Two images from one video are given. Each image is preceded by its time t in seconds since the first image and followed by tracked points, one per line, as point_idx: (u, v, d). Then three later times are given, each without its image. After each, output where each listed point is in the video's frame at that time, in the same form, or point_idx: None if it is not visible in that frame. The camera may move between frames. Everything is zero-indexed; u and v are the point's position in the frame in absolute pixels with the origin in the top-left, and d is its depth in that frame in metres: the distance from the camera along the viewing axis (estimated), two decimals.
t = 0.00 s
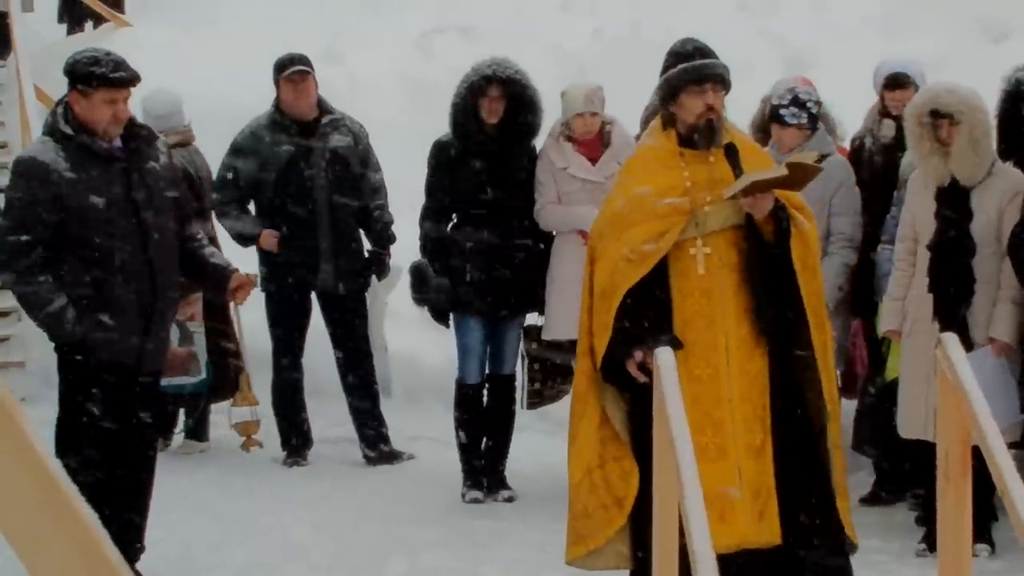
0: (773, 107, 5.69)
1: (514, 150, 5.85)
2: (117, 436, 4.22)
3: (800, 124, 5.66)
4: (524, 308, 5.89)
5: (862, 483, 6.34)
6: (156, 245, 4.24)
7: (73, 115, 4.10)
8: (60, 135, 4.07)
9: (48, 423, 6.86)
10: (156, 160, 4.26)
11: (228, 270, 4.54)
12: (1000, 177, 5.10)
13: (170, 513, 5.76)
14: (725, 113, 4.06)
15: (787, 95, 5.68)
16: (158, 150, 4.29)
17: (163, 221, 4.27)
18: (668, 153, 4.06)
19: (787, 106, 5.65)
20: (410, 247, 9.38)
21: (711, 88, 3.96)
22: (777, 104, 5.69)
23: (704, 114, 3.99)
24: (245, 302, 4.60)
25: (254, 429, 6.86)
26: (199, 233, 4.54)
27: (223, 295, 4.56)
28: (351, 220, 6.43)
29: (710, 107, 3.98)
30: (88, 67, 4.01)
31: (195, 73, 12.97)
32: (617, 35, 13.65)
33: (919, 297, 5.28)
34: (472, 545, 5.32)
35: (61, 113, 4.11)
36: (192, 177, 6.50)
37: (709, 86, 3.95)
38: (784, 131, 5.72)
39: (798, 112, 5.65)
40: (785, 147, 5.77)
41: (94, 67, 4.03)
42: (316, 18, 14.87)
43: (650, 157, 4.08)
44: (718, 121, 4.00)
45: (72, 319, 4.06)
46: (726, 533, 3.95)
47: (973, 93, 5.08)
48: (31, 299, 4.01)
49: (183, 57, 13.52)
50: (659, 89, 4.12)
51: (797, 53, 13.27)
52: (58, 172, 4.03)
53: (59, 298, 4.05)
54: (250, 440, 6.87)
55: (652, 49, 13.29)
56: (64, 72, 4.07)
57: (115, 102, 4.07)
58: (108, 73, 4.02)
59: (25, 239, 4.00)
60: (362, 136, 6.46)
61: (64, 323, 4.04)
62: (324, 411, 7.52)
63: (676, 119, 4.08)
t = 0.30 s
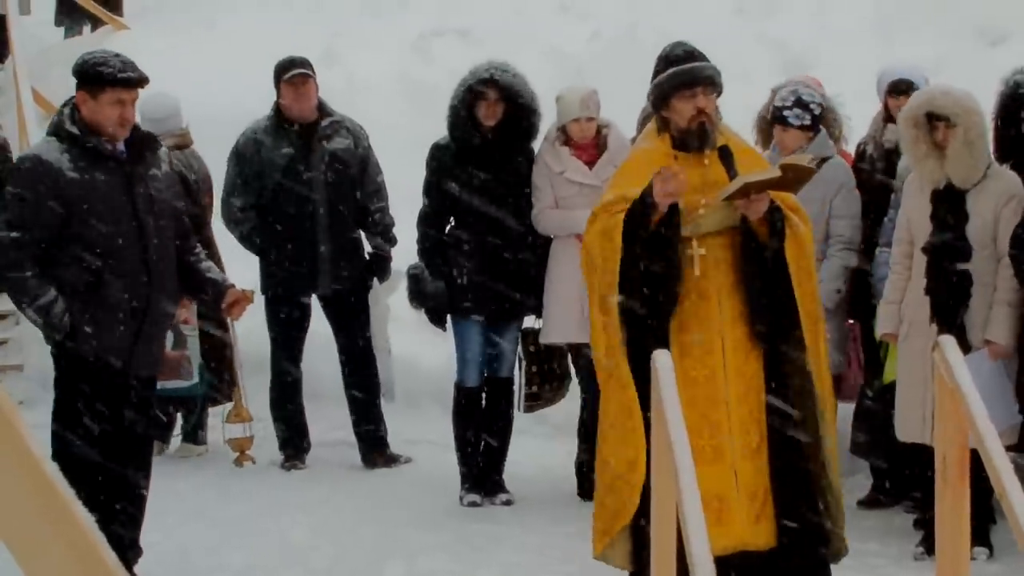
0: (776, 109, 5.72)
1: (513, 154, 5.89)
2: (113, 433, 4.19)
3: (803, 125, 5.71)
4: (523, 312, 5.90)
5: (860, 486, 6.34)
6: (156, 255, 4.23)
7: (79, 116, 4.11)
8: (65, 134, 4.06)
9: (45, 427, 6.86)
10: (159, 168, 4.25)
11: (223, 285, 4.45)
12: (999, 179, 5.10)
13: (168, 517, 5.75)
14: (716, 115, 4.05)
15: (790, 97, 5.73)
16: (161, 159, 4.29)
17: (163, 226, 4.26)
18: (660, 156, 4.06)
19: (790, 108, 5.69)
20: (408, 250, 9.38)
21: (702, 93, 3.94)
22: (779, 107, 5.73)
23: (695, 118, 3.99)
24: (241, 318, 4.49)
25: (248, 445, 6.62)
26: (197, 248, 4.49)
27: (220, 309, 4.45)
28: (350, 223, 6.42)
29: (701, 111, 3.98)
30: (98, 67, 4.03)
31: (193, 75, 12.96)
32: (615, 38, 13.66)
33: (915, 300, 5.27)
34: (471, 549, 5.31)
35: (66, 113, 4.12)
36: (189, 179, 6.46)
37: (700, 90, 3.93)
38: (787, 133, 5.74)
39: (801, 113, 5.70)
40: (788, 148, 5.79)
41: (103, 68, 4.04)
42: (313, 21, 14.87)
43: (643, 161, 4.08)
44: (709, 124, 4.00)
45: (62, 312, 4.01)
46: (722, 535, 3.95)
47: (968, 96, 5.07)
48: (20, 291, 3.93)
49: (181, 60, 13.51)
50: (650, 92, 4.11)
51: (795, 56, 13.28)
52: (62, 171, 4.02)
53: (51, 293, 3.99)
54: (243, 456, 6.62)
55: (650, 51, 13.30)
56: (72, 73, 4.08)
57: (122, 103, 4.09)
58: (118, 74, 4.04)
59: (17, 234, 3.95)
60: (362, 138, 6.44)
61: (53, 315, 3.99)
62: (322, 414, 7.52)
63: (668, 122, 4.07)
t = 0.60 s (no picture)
0: (781, 115, 5.73)
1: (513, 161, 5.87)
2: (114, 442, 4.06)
3: (807, 131, 5.71)
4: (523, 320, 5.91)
5: (860, 493, 6.34)
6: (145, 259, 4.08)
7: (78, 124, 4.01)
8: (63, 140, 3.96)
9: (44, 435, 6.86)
10: (155, 178, 4.14)
11: (217, 298, 4.40)
12: (997, 185, 5.10)
13: (167, 525, 5.75)
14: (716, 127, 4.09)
15: (793, 103, 5.74)
16: (158, 169, 4.18)
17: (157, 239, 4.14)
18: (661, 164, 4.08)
19: (795, 114, 5.71)
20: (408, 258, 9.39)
21: (701, 101, 3.97)
22: (783, 113, 5.74)
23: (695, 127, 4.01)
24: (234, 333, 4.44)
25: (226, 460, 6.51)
26: (191, 260, 4.41)
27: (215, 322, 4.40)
28: (365, 229, 6.44)
29: (700, 119, 4.00)
30: (99, 75, 3.93)
31: (193, 83, 12.98)
32: (614, 45, 13.67)
33: (914, 305, 5.28)
34: (470, 556, 5.31)
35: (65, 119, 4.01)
36: (188, 186, 6.50)
37: (700, 98, 3.96)
38: (790, 139, 5.74)
39: (806, 119, 5.71)
40: (789, 155, 5.78)
41: (105, 77, 3.95)
42: (312, 29, 14.89)
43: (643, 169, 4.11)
44: (710, 133, 4.02)
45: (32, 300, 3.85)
46: (719, 541, 3.96)
47: (965, 102, 5.09)
48: None
49: (181, 68, 13.53)
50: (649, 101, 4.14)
51: (793, 63, 13.29)
52: (59, 176, 3.91)
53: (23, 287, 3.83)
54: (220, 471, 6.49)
55: (649, 58, 13.32)
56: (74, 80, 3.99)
57: (123, 113, 3.99)
58: (119, 83, 3.94)
59: None
60: (377, 145, 6.48)
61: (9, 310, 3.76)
62: (322, 422, 7.52)
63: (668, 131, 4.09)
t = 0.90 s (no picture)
0: (781, 119, 5.75)
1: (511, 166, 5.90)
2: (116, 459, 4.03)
3: (807, 134, 5.73)
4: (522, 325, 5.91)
5: (858, 498, 6.34)
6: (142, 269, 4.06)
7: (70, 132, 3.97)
8: (54, 149, 3.92)
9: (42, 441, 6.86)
10: (148, 185, 4.11)
11: (207, 311, 4.33)
12: (997, 190, 5.09)
13: (164, 530, 5.75)
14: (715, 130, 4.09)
15: (792, 107, 5.75)
16: (151, 176, 4.14)
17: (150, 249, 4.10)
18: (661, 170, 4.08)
19: (795, 118, 5.73)
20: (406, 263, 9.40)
21: (703, 109, 3.97)
22: (783, 117, 5.75)
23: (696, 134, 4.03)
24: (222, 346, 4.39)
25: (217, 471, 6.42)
26: (185, 274, 4.35)
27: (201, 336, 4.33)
28: (373, 234, 6.45)
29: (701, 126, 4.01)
30: (92, 84, 3.89)
31: (192, 88, 12.99)
32: (612, 50, 13.68)
33: (914, 309, 5.28)
34: (468, 561, 5.31)
35: (57, 128, 3.97)
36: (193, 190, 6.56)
37: (702, 106, 3.97)
38: (790, 143, 5.76)
39: (806, 123, 5.73)
40: (789, 159, 5.79)
41: (98, 85, 3.91)
42: (311, 34, 14.91)
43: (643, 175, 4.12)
44: (710, 140, 4.04)
45: (62, 330, 3.83)
46: (717, 544, 3.96)
47: (965, 107, 5.10)
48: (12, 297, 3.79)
49: (179, 73, 13.54)
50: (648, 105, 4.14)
51: (791, 67, 13.30)
52: (50, 185, 3.88)
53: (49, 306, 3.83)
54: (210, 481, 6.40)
55: (648, 63, 13.33)
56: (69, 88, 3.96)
57: (115, 122, 3.95)
58: (112, 92, 3.90)
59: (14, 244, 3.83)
60: (390, 151, 6.47)
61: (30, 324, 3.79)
62: (320, 427, 7.53)
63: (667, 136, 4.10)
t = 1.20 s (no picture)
0: (785, 119, 5.81)
1: (512, 168, 5.90)
2: (110, 453, 4.05)
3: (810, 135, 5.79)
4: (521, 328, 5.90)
5: (858, 500, 6.34)
6: (131, 267, 4.03)
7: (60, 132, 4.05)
8: (43, 149, 4.02)
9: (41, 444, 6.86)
10: (140, 184, 4.07)
11: (207, 312, 4.31)
12: (999, 194, 5.11)
13: (165, 532, 5.75)
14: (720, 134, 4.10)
15: (795, 108, 5.83)
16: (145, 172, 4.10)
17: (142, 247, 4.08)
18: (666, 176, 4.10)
19: (798, 118, 5.80)
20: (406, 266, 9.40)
21: (709, 114, 4.00)
22: (788, 117, 5.82)
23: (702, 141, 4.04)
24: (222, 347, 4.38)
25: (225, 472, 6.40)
26: (185, 272, 4.30)
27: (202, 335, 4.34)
28: (368, 237, 6.45)
29: (706, 132, 4.03)
30: (75, 97, 3.92)
31: (192, 91, 13.00)
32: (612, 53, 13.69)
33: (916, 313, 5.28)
34: (468, 563, 5.31)
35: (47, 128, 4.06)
36: (192, 193, 6.56)
37: (705, 112, 4.00)
38: (794, 144, 5.83)
39: (809, 123, 5.80)
40: (791, 160, 5.87)
41: (80, 98, 3.93)
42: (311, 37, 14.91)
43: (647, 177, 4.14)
44: (714, 145, 4.05)
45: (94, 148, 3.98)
46: (715, 547, 3.95)
47: (969, 110, 5.12)
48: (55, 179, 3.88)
49: (179, 76, 13.54)
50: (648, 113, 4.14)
51: (791, 70, 13.31)
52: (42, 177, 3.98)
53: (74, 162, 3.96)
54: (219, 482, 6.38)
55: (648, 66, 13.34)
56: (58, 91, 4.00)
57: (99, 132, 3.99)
58: (92, 108, 3.92)
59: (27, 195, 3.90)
60: (383, 155, 6.48)
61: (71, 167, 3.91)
62: (320, 430, 7.53)
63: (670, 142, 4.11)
